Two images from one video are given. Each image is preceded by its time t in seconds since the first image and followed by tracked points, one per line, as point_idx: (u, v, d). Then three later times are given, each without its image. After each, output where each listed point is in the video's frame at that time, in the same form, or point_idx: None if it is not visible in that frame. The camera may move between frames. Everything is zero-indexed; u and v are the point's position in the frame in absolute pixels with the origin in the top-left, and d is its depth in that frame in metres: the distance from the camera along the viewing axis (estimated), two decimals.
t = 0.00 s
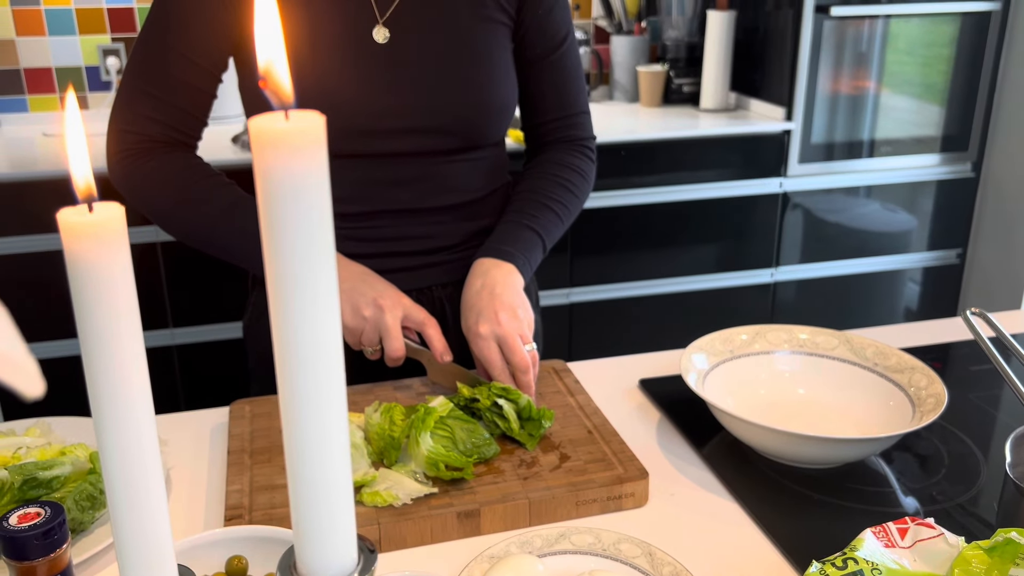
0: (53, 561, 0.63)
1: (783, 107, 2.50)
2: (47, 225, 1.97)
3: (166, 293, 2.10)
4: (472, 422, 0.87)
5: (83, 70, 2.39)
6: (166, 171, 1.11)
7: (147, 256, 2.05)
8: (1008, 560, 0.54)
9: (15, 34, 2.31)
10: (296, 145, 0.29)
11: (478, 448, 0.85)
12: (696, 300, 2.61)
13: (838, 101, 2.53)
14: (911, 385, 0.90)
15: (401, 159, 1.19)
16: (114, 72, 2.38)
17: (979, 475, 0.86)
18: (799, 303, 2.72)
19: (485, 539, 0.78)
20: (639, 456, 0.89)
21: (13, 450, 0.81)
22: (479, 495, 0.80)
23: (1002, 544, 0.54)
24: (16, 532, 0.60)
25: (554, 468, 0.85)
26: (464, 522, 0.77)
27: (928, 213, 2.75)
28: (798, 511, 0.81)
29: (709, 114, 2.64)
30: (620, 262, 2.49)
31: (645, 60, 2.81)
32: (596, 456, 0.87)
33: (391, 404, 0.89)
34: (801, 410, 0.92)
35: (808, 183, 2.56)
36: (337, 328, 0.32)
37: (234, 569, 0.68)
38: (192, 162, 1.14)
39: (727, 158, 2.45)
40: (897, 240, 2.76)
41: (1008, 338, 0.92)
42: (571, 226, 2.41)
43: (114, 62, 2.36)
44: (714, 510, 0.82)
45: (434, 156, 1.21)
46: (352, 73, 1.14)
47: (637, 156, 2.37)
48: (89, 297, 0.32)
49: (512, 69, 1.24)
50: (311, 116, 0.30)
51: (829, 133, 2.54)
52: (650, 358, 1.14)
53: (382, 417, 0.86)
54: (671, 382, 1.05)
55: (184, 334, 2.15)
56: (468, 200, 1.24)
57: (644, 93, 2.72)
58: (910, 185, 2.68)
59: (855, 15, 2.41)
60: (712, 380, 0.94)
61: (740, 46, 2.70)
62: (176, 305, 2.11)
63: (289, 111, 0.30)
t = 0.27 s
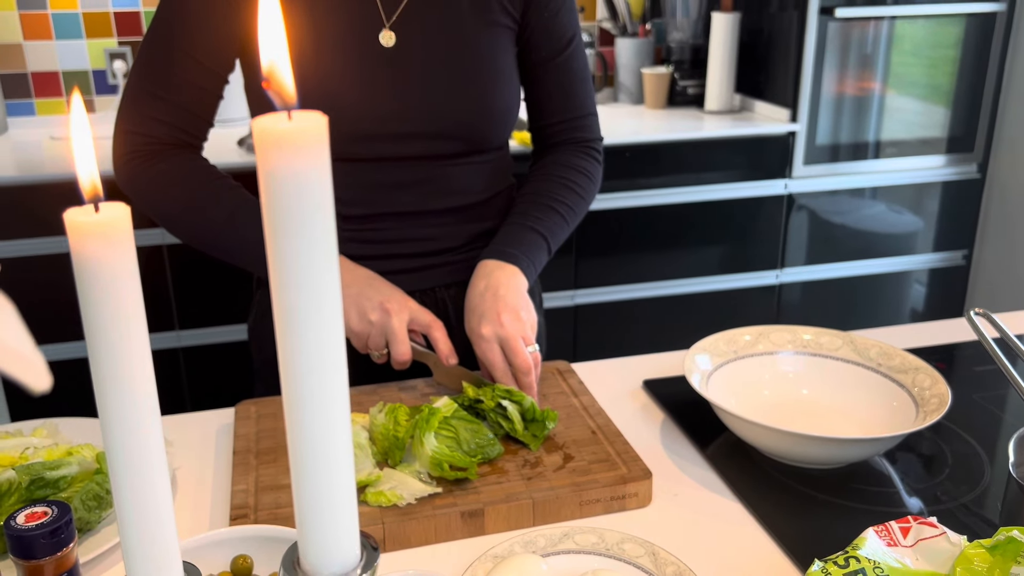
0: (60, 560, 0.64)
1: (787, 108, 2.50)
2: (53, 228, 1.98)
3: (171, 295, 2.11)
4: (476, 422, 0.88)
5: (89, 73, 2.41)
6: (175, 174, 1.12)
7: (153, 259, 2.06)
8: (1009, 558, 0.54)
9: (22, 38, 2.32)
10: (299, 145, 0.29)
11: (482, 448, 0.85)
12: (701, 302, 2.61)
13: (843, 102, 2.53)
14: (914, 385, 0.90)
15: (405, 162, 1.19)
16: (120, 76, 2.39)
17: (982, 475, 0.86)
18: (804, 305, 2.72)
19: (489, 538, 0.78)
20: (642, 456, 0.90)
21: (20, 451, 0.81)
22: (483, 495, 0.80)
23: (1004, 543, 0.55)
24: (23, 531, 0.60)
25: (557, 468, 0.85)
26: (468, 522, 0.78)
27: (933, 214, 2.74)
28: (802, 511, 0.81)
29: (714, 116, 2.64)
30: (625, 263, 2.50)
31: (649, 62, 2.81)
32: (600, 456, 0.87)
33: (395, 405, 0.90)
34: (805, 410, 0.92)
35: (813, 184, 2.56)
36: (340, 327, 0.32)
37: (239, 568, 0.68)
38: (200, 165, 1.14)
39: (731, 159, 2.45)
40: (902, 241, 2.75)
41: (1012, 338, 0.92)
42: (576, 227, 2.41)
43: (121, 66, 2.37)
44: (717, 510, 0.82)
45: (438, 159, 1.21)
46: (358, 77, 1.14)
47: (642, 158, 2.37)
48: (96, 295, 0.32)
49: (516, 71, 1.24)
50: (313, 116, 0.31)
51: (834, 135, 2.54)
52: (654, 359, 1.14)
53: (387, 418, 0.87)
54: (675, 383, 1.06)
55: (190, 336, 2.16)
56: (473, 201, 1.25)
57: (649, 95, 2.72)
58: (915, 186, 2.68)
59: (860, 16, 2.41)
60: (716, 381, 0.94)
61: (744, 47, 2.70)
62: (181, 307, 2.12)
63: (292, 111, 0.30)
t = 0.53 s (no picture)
0: (67, 562, 0.64)
1: (792, 110, 2.51)
2: (60, 231, 1.99)
3: (178, 298, 2.12)
4: (481, 425, 0.88)
5: (96, 78, 2.42)
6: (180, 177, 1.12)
7: (160, 263, 2.07)
8: (1011, 559, 0.55)
9: (29, 43, 2.34)
10: (305, 152, 0.30)
11: (486, 451, 0.86)
12: (707, 304, 2.61)
13: (848, 104, 2.53)
14: (917, 388, 0.90)
15: (409, 165, 1.20)
16: (126, 80, 2.40)
17: (986, 478, 0.86)
18: (810, 307, 2.72)
19: (493, 541, 0.78)
20: (646, 459, 0.90)
21: (28, 453, 0.82)
22: (487, 497, 0.80)
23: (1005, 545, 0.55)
24: (31, 533, 0.61)
25: (561, 470, 0.85)
26: (472, 524, 0.78)
27: (939, 216, 2.74)
28: (806, 514, 0.81)
29: (719, 118, 2.64)
30: (630, 266, 2.50)
31: (654, 64, 2.81)
32: (604, 459, 0.87)
33: (400, 407, 0.90)
34: (808, 413, 0.92)
35: (818, 186, 2.56)
36: (344, 332, 0.33)
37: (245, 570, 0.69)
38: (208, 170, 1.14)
39: (736, 161, 2.45)
40: (908, 243, 2.75)
41: (1016, 340, 0.92)
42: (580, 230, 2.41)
43: (127, 70, 2.39)
44: (721, 512, 0.82)
45: (442, 162, 1.22)
46: (360, 82, 1.15)
47: (646, 160, 2.37)
48: (104, 300, 0.33)
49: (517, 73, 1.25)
50: (318, 124, 0.31)
51: (839, 137, 2.54)
52: (658, 362, 1.14)
53: (391, 421, 0.87)
54: (679, 386, 1.06)
55: (197, 339, 2.17)
56: (476, 205, 1.25)
57: (653, 97, 2.72)
58: (921, 189, 2.68)
59: (864, 19, 2.41)
60: (720, 384, 0.94)
61: (749, 50, 2.70)
62: (188, 310, 2.13)
63: (297, 120, 0.31)
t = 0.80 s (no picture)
0: (73, 559, 0.64)
1: (797, 109, 2.50)
2: (65, 231, 1.99)
3: (182, 297, 2.12)
4: (485, 423, 0.88)
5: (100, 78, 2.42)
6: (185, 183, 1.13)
7: (164, 262, 2.07)
8: (1017, 557, 0.54)
9: (34, 43, 2.34)
10: (308, 147, 0.30)
11: (491, 449, 0.86)
12: (711, 303, 2.61)
13: (852, 104, 2.52)
14: (923, 385, 0.89)
15: (413, 159, 1.20)
16: (131, 80, 2.41)
17: (992, 477, 0.86)
18: (815, 307, 2.71)
19: (498, 539, 0.78)
20: (650, 457, 0.90)
21: (33, 451, 0.82)
22: (492, 495, 0.80)
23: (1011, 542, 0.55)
24: (36, 530, 0.61)
25: (566, 468, 0.85)
26: (476, 522, 0.78)
27: (944, 215, 2.73)
28: (810, 512, 0.81)
29: (722, 118, 2.64)
30: (634, 265, 2.49)
31: (658, 63, 2.81)
32: (608, 457, 0.87)
33: (404, 406, 0.90)
34: (813, 411, 0.92)
35: (823, 186, 2.55)
36: (348, 326, 0.33)
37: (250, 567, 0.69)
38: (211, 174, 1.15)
39: (740, 161, 2.45)
40: (913, 242, 2.74)
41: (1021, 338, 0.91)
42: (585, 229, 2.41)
43: (131, 70, 2.39)
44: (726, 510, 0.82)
45: (446, 156, 1.21)
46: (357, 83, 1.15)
47: (650, 159, 2.37)
48: (109, 294, 0.33)
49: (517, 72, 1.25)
50: (322, 118, 0.31)
51: (843, 136, 2.53)
52: (662, 360, 1.14)
53: (396, 419, 0.88)
54: (683, 385, 1.06)
55: (201, 338, 2.17)
56: (480, 202, 1.25)
57: (657, 96, 2.72)
58: (926, 187, 2.67)
59: (869, 17, 2.40)
60: (724, 382, 0.94)
61: (753, 48, 2.69)
62: (192, 309, 2.13)
63: (301, 113, 0.31)
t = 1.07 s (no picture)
0: (81, 558, 0.64)
1: (801, 109, 2.50)
2: (70, 230, 2.00)
3: (187, 297, 2.12)
4: (491, 423, 0.88)
5: (105, 78, 2.43)
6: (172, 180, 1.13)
7: (169, 262, 2.07)
8: None
9: (38, 43, 2.35)
10: (320, 148, 0.30)
11: (496, 448, 0.86)
12: (715, 303, 2.61)
13: (856, 103, 2.52)
14: (928, 385, 0.89)
15: (415, 158, 1.20)
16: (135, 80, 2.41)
17: (999, 477, 0.86)
18: (819, 306, 2.71)
19: (504, 538, 0.78)
20: (656, 457, 0.90)
21: (40, 450, 0.82)
22: (498, 495, 0.80)
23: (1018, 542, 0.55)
24: (44, 529, 0.61)
25: (571, 468, 0.85)
26: (482, 522, 0.78)
27: (948, 215, 2.73)
28: (816, 511, 0.81)
29: (726, 117, 2.64)
30: (637, 264, 2.49)
31: (662, 63, 2.81)
32: (614, 457, 0.87)
33: (410, 405, 0.90)
34: (820, 411, 0.92)
35: (826, 185, 2.55)
36: (359, 325, 0.33)
37: (257, 567, 0.69)
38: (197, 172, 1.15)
39: (744, 160, 2.45)
40: (917, 242, 2.74)
41: None
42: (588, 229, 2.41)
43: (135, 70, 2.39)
44: (731, 510, 0.82)
45: (446, 151, 1.22)
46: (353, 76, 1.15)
47: (654, 159, 2.37)
48: (119, 294, 0.33)
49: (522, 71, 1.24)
50: (334, 119, 0.31)
51: (847, 135, 2.53)
52: (666, 359, 1.14)
53: (402, 418, 0.88)
54: (688, 384, 1.06)
55: (206, 338, 2.18)
56: (481, 200, 1.25)
57: (661, 96, 2.72)
58: (930, 187, 2.66)
59: (873, 16, 2.40)
60: (731, 382, 0.94)
61: (757, 48, 2.69)
62: (197, 309, 2.14)
63: (312, 114, 0.31)
